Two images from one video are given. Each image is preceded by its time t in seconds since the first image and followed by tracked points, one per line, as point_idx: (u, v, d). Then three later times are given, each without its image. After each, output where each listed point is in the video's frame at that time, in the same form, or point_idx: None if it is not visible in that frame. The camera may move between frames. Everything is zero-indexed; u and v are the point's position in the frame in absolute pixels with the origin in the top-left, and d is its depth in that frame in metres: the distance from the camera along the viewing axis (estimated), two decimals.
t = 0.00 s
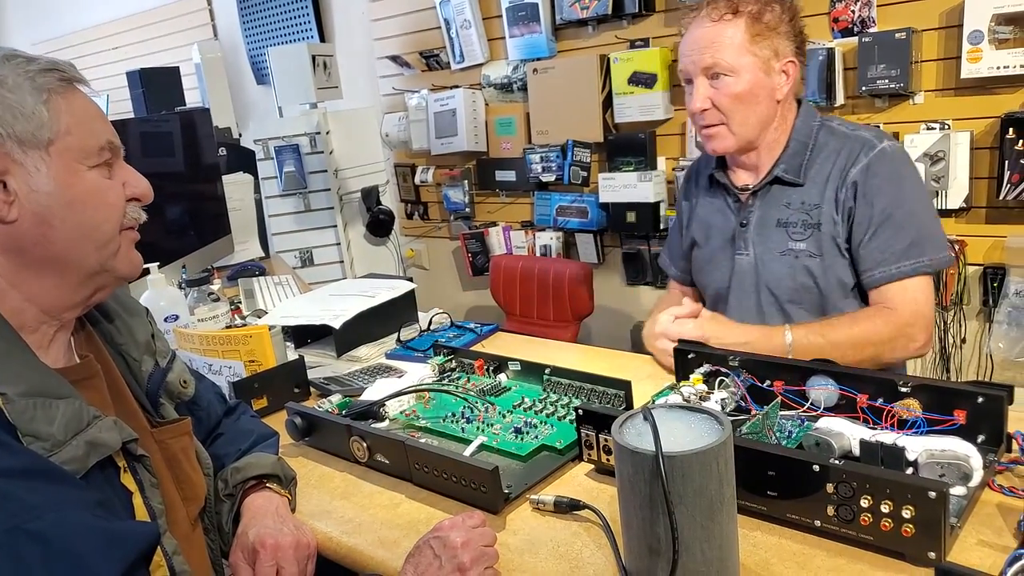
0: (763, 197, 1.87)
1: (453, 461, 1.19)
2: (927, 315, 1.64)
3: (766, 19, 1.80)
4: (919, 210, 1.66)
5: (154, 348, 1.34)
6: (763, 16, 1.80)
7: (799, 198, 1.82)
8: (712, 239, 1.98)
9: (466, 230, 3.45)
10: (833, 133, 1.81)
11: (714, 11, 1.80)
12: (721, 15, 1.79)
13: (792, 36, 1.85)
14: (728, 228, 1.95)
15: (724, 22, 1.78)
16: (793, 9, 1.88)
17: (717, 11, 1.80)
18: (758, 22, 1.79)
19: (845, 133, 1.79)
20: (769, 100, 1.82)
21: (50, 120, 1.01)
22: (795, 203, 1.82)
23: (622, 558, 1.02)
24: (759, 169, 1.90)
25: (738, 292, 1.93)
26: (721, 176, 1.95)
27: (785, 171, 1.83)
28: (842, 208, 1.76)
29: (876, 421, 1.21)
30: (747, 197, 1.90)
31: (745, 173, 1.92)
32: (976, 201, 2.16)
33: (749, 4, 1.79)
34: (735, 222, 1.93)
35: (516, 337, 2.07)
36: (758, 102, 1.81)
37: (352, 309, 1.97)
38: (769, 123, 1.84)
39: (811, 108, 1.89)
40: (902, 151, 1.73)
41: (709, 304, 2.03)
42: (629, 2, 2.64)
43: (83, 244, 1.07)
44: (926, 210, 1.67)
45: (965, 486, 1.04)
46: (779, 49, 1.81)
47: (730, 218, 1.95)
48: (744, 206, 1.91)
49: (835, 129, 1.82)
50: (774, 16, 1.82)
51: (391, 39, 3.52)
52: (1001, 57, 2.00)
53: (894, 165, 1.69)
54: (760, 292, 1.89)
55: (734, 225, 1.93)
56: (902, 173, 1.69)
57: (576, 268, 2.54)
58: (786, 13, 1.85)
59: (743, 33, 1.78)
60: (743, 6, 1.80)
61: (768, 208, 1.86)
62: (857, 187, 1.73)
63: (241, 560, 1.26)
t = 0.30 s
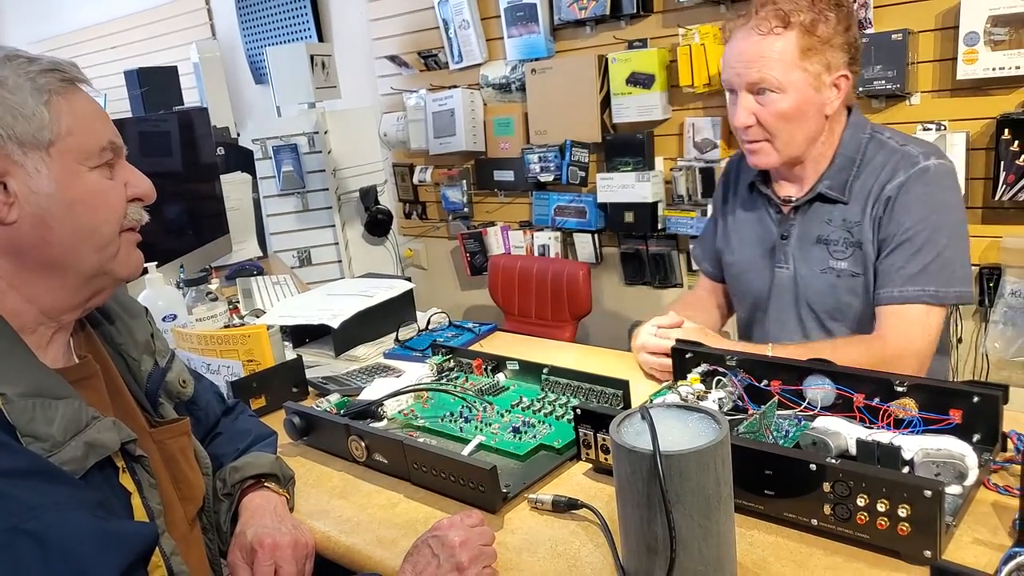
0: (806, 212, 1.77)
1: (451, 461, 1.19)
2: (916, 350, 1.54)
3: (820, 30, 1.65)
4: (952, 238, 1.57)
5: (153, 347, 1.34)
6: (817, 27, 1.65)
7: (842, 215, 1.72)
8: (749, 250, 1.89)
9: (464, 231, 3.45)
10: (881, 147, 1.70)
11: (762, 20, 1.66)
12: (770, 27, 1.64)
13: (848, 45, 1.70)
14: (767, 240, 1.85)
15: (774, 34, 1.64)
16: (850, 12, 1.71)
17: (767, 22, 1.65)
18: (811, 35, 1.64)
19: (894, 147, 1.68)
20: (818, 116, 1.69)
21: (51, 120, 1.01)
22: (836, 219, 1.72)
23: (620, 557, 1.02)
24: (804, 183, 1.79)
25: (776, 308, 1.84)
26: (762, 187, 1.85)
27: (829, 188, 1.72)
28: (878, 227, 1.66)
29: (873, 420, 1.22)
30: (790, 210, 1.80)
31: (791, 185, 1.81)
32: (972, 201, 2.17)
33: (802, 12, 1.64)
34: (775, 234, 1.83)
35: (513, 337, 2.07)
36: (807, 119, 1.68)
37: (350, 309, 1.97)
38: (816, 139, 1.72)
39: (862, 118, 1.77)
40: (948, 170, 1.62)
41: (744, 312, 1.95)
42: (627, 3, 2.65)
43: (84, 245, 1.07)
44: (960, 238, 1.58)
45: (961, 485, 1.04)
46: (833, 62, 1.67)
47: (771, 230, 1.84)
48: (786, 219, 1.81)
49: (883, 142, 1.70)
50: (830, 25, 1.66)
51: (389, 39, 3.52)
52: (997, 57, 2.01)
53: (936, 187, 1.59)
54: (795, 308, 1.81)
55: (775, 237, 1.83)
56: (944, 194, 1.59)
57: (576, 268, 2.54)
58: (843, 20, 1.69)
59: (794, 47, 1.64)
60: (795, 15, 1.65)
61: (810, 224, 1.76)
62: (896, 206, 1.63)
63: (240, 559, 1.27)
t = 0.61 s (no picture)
0: (841, 225, 1.74)
1: (451, 460, 1.19)
2: (918, 361, 1.51)
3: (852, 48, 1.60)
4: (976, 251, 1.52)
5: (154, 346, 1.33)
6: (849, 44, 1.60)
7: (875, 228, 1.69)
8: (787, 260, 1.88)
9: (462, 230, 3.44)
10: (918, 154, 1.64)
11: (788, 41, 1.62)
12: (797, 48, 1.60)
13: (884, 59, 1.65)
14: (805, 252, 1.84)
15: (802, 55, 1.60)
16: (886, 24, 1.66)
17: (794, 43, 1.61)
18: (842, 53, 1.60)
19: (931, 154, 1.62)
20: (852, 135, 1.66)
21: (51, 117, 1.01)
22: (868, 232, 1.70)
23: (619, 556, 1.02)
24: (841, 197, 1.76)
25: (815, 318, 1.83)
26: (800, 200, 1.83)
27: (863, 202, 1.68)
28: (906, 239, 1.63)
29: (872, 420, 1.21)
30: (826, 224, 1.77)
31: (827, 200, 1.79)
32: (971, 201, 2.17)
33: (831, 30, 1.60)
34: (812, 246, 1.81)
35: (512, 336, 2.07)
36: (839, 139, 1.65)
37: (349, 309, 1.97)
38: (849, 157, 1.69)
39: (902, 125, 1.71)
40: (986, 177, 1.54)
41: (784, 323, 1.96)
42: (626, 2, 2.65)
43: (83, 243, 1.07)
44: (988, 249, 1.52)
45: (962, 485, 1.04)
46: (866, 78, 1.62)
47: (808, 243, 1.83)
48: (821, 232, 1.79)
49: (921, 149, 1.65)
50: (864, 42, 1.61)
51: (388, 38, 3.52)
52: (996, 57, 2.01)
53: (965, 197, 1.54)
54: (831, 320, 1.80)
55: (812, 250, 1.82)
56: (977, 206, 1.53)
57: (575, 267, 2.53)
58: (877, 33, 1.64)
59: (823, 67, 1.60)
60: (824, 33, 1.60)
61: (845, 236, 1.74)
62: (924, 218, 1.58)
63: (239, 558, 1.26)
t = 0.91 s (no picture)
0: (839, 225, 1.74)
1: (449, 460, 1.19)
2: (916, 362, 1.51)
3: (853, 42, 1.61)
4: (975, 251, 1.53)
5: (152, 348, 1.33)
6: (850, 39, 1.60)
7: (873, 227, 1.69)
8: (783, 259, 1.88)
9: (459, 230, 3.44)
10: (915, 153, 1.64)
11: (790, 34, 1.62)
12: (799, 42, 1.60)
13: (883, 54, 1.66)
14: (802, 252, 1.83)
15: (803, 49, 1.60)
16: (888, 21, 1.67)
17: (795, 37, 1.61)
18: (843, 47, 1.60)
19: (928, 152, 1.62)
20: (851, 130, 1.66)
21: (49, 119, 1.00)
22: (866, 231, 1.70)
23: (618, 556, 1.02)
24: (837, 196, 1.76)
25: (813, 318, 1.83)
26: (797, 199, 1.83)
27: (860, 201, 1.68)
28: (903, 238, 1.63)
29: (870, 419, 1.22)
30: (823, 223, 1.77)
31: (824, 199, 1.79)
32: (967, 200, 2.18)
33: (833, 24, 1.60)
34: (809, 246, 1.81)
35: (509, 336, 2.07)
36: (840, 135, 1.65)
37: (346, 309, 1.97)
38: (848, 154, 1.69)
39: (898, 123, 1.71)
40: (985, 176, 1.55)
41: (780, 324, 1.96)
42: (623, 2, 2.65)
43: (82, 246, 1.06)
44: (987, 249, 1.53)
45: (959, 484, 1.04)
46: (866, 74, 1.63)
47: (806, 242, 1.82)
48: (818, 231, 1.78)
49: (919, 148, 1.65)
50: (864, 37, 1.62)
51: (385, 38, 3.52)
52: (992, 57, 2.01)
53: (963, 196, 1.54)
54: (829, 320, 1.80)
55: (809, 250, 1.82)
56: (975, 205, 1.53)
57: (571, 268, 2.53)
58: (878, 28, 1.64)
59: (825, 61, 1.60)
60: (826, 26, 1.60)
61: (842, 236, 1.74)
62: (922, 218, 1.58)
63: (236, 559, 1.26)
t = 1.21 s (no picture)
0: (820, 229, 1.75)
1: (444, 459, 1.19)
2: (909, 360, 1.51)
3: (810, 56, 1.62)
4: (954, 245, 1.54)
5: (146, 347, 1.33)
6: (806, 53, 1.62)
7: (853, 230, 1.70)
8: (768, 270, 1.88)
9: (456, 229, 3.45)
10: (887, 155, 1.67)
11: (747, 54, 1.64)
12: (756, 60, 1.62)
13: (842, 65, 1.66)
14: (786, 260, 1.84)
15: (762, 66, 1.61)
16: (843, 34, 1.68)
17: (753, 55, 1.62)
18: (800, 62, 1.61)
19: (900, 153, 1.65)
20: (819, 140, 1.67)
21: (41, 117, 1.00)
22: (846, 234, 1.71)
23: (612, 555, 1.02)
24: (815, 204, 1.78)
25: (805, 326, 1.83)
26: (776, 210, 1.84)
27: (838, 205, 1.69)
28: (883, 239, 1.64)
29: (864, 418, 1.22)
30: (804, 230, 1.78)
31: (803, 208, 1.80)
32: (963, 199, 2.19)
33: (787, 40, 1.62)
34: (793, 254, 1.82)
35: (506, 335, 2.07)
36: (808, 145, 1.66)
37: (342, 308, 1.97)
38: (820, 163, 1.70)
39: (869, 128, 1.73)
40: (954, 172, 1.57)
41: (772, 332, 1.95)
42: (619, 2, 2.65)
43: (73, 243, 1.06)
44: (965, 242, 1.53)
45: (952, 482, 1.05)
46: (827, 85, 1.63)
47: (789, 251, 1.83)
48: (800, 239, 1.79)
49: (890, 150, 1.67)
50: (819, 50, 1.63)
51: (381, 37, 3.52)
52: (987, 57, 2.02)
53: (935, 192, 1.56)
54: (818, 326, 1.80)
55: (793, 258, 1.82)
56: (949, 200, 1.55)
57: (568, 267, 2.53)
58: (834, 41, 1.66)
59: (783, 77, 1.61)
60: (781, 43, 1.62)
61: (824, 241, 1.75)
62: (899, 216, 1.60)
63: (231, 558, 1.26)
